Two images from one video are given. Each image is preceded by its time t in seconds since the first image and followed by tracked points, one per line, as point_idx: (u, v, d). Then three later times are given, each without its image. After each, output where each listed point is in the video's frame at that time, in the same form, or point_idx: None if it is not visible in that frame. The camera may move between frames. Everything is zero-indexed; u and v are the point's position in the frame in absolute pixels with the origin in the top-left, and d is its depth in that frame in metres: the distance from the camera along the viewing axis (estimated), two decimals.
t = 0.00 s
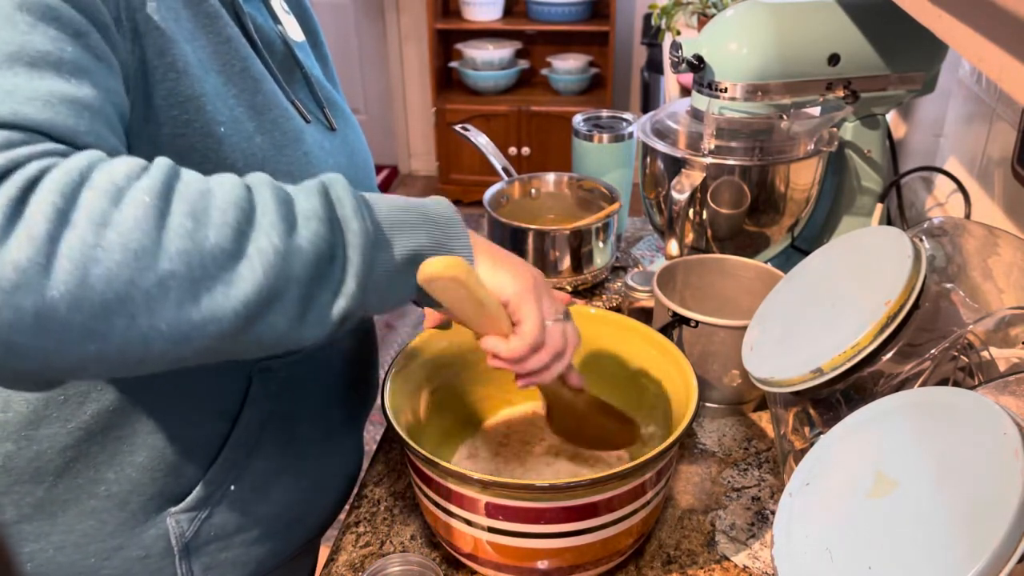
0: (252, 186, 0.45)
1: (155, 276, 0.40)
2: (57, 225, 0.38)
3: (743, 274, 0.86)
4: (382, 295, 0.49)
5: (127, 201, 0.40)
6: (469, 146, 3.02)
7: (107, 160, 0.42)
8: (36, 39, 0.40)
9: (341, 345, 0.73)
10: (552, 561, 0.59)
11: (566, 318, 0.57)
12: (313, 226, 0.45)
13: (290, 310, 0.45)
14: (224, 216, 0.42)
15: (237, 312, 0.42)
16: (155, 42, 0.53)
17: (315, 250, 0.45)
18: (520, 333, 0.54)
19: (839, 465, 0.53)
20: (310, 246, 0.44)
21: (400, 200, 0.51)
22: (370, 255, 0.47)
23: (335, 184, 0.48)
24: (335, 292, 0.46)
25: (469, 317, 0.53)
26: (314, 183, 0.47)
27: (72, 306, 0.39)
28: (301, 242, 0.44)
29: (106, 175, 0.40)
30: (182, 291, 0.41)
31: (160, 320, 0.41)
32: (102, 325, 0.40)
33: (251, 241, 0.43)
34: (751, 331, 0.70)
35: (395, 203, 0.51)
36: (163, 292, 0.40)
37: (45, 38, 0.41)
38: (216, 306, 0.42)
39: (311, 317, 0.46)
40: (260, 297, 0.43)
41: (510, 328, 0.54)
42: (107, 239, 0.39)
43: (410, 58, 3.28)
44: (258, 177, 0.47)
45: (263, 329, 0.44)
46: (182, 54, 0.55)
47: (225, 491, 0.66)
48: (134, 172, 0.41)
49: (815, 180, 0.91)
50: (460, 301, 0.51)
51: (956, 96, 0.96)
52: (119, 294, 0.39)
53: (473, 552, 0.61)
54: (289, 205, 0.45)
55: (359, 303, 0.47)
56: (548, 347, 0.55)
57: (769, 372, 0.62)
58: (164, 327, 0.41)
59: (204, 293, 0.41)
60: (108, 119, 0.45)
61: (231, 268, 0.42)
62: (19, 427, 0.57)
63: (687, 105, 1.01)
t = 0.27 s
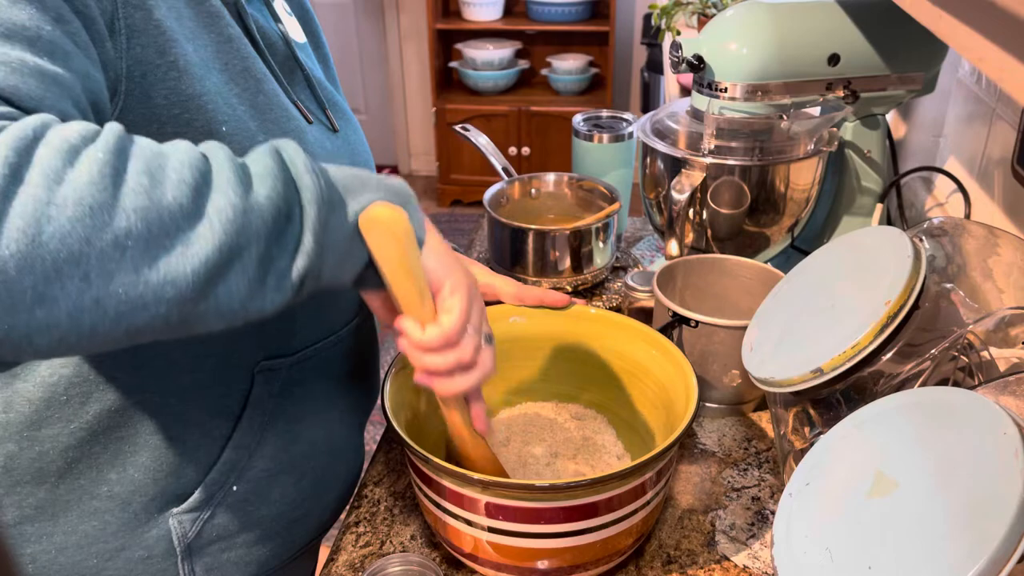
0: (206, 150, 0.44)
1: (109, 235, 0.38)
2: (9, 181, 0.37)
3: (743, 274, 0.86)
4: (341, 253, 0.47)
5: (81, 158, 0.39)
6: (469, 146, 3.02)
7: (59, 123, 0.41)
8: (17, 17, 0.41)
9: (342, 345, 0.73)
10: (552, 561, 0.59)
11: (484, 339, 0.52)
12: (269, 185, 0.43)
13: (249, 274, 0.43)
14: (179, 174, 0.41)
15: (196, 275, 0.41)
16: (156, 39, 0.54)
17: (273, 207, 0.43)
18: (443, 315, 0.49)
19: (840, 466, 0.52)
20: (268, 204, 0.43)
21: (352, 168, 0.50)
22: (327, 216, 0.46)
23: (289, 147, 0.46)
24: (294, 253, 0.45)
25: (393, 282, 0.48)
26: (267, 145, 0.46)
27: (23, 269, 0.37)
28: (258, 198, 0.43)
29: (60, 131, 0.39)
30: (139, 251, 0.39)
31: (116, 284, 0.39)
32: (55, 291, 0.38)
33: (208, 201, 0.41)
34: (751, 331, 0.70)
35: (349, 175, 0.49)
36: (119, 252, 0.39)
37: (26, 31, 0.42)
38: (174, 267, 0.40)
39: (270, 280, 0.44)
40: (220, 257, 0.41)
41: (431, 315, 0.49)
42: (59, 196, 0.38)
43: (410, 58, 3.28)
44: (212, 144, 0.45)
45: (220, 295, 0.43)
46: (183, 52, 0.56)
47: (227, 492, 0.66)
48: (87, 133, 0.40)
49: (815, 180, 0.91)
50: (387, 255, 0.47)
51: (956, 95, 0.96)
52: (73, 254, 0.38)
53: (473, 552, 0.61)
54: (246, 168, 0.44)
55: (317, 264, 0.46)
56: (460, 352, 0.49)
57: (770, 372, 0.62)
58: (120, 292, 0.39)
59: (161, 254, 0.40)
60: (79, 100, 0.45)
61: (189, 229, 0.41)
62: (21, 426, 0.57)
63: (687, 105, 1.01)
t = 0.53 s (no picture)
0: (236, 149, 0.45)
1: (138, 217, 0.38)
2: (40, 158, 0.37)
3: (743, 274, 0.86)
4: (359, 265, 0.47)
5: (113, 141, 0.39)
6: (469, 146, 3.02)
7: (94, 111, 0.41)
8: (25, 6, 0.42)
9: (342, 345, 0.73)
10: (552, 561, 0.59)
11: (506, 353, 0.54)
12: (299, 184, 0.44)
13: (272, 270, 0.43)
14: (211, 166, 0.41)
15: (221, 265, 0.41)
16: (156, 38, 0.54)
17: (301, 204, 0.43)
18: (465, 328, 0.51)
19: (840, 466, 0.52)
20: (296, 200, 0.43)
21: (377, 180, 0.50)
22: (352, 217, 0.46)
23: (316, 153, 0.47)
24: (318, 252, 0.45)
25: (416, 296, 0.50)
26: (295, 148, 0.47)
27: (49, 247, 0.37)
28: (288, 195, 0.43)
29: (95, 117, 0.40)
30: (167, 237, 0.39)
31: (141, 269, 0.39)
32: (76, 271, 0.38)
33: (239, 193, 0.42)
34: (751, 331, 0.70)
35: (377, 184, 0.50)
36: (147, 236, 0.39)
37: (33, 21, 0.42)
38: (200, 255, 0.40)
39: (291, 277, 0.44)
40: (245, 249, 0.41)
41: (453, 327, 0.51)
42: (91, 176, 0.38)
43: (410, 58, 3.28)
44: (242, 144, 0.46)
45: (241, 288, 0.42)
46: (181, 51, 0.56)
47: (225, 491, 0.66)
48: (120, 121, 0.41)
49: (815, 180, 0.91)
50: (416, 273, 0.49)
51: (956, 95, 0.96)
52: (101, 235, 0.38)
53: (473, 552, 0.61)
54: (275, 167, 0.45)
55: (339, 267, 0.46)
56: (483, 364, 0.51)
57: (769, 372, 0.62)
58: (144, 277, 0.39)
59: (189, 241, 0.40)
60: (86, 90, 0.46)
61: (218, 218, 0.41)
62: (18, 426, 0.57)
63: (687, 105, 1.01)
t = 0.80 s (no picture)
0: (236, 137, 0.45)
1: (129, 196, 0.39)
2: (30, 132, 0.38)
3: (743, 274, 0.86)
4: (354, 264, 0.48)
5: (107, 119, 0.40)
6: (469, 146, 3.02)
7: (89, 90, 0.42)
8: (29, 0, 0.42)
9: (342, 344, 0.73)
10: (552, 561, 0.59)
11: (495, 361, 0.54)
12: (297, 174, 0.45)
13: (264, 260, 0.43)
14: (206, 150, 0.42)
15: (210, 251, 0.41)
16: (158, 36, 0.54)
17: (297, 196, 0.44)
18: (455, 337, 0.51)
19: (840, 466, 0.52)
20: (291, 191, 0.44)
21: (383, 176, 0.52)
22: (348, 212, 0.47)
23: (320, 145, 0.48)
24: (312, 246, 0.45)
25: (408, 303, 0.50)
26: (298, 141, 0.48)
27: (37, 222, 0.37)
28: (283, 185, 0.44)
29: (90, 96, 0.41)
30: (158, 218, 0.40)
31: (129, 248, 0.40)
32: (61, 248, 0.38)
33: (233, 179, 0.43)
34: (751, 331, 0.70)
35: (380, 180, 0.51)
36: (138, 216, 0.39)
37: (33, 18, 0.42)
38: (191, 238, 0.41)
39: (283, 271, 0.44)
40: (237, 236, 0.42)
41: (444, 333, 0.51)
42: (82, 152, 0.38)
43: (410, 58, 3.28)
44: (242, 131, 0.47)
45: (232, 279, 0.43)
46: (183, 49, 0.56)
47: (228, 491, 0.66)
48: (116, 101, 0.42)
49: (815, 180, 0.91)
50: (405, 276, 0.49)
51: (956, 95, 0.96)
52: (90, 212, 0.38)
53: (473, 552, 0.61)
54: (276, 158, 0.45)
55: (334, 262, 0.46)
56: (470, 375, 0.51)
57: (770, 372, 0.62)
58: (132, 257, 0.40)
59: (181, 223, 0.41)
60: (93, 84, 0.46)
61: (211, 202, 0.42)
62: (22, 425, 0.57)
63: (687, 105, 1.01)
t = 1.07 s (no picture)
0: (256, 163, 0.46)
1: (146, 226, 0.40)
2: (55, 157, 0.38)
3: (743, 274, 0.86)
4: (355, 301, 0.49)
5: (131, 146, 0.41)
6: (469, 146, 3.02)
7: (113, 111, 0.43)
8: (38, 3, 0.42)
9: (342, 345, 0.73)
10: (552, 561, 0.59)
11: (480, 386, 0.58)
12: (313, 210, 0.45)
13: (273, 293, 0.44)
14: (225, 181, 0.43)
15: (222, 283, 0.42)
16: (158, 37, 0.54)
17: (309, 235, 0.45)
18: (440, 372, 0.55)
19: (840, 465, 0.52)
20: (305, 230, 0.44)
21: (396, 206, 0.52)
22: (359, 252, 0.47)
23: (336, 176, 0.48)
24: (320, 283, 0.46)
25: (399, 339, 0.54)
26: (316, 168, 0.48)
27: (54, 245, 0.38)
28: (297, 222, 0.44)
29: (115, 119, 0.41)
30: (171, 248, 0.41)
31: (143, 275, 0.40)
32: (80, 272, 0.39)
33: (249, 212, 0.43)
34: (752, 331, 0.70)
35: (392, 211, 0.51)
36: (152, 246, 0.40)
37: (47, 23, 0.42)
38: (203, 269, 0.41)
39: (289, 305, 0.45)
40: (249, 272, 0.43)
41: (433, 365, 0.55)
42: (103, 180, 0.39)
43: (410, 58, 3.28)
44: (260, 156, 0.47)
45: (240, 311, 0.44)
46: (184, 50, 0.56)
47: (228, 492, 0.66)
48: (141, 126, 0.42)
49: (815, 180, 0.91)
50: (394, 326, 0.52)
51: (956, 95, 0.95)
52: (108, 239, 0.39)
53: (473, 552, 0.61)
54: (294, 185, 0.46)
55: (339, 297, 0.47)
56: (452, 405, 0.57)
57: (770, 372, 0.62)
58: (144, 283, 0.40)
59: (195, 254, 0.41)
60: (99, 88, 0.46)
61: (226, 235, 0.42)
62: (21, 426, 0.57)
63: (687, 105, 1.01)
